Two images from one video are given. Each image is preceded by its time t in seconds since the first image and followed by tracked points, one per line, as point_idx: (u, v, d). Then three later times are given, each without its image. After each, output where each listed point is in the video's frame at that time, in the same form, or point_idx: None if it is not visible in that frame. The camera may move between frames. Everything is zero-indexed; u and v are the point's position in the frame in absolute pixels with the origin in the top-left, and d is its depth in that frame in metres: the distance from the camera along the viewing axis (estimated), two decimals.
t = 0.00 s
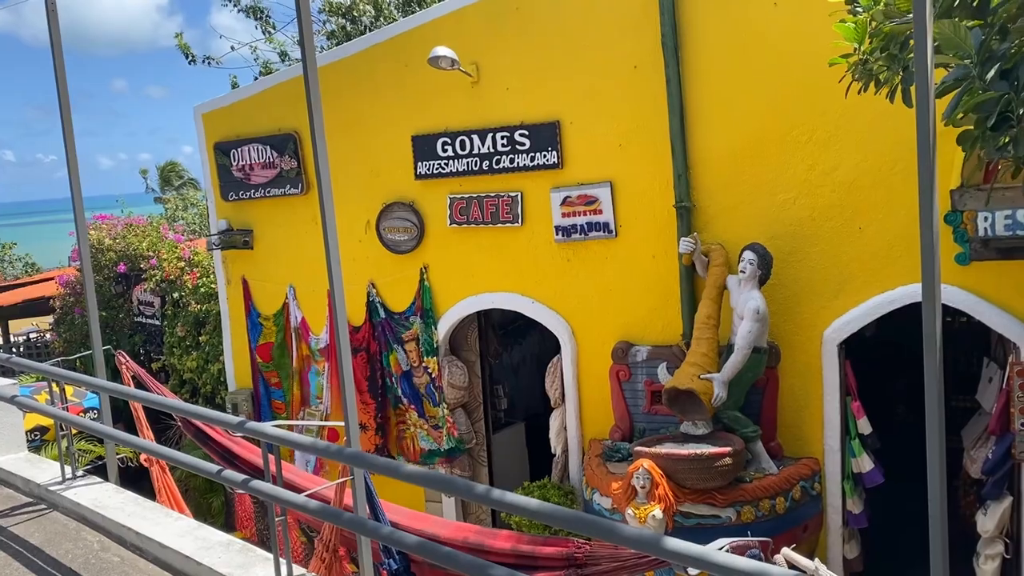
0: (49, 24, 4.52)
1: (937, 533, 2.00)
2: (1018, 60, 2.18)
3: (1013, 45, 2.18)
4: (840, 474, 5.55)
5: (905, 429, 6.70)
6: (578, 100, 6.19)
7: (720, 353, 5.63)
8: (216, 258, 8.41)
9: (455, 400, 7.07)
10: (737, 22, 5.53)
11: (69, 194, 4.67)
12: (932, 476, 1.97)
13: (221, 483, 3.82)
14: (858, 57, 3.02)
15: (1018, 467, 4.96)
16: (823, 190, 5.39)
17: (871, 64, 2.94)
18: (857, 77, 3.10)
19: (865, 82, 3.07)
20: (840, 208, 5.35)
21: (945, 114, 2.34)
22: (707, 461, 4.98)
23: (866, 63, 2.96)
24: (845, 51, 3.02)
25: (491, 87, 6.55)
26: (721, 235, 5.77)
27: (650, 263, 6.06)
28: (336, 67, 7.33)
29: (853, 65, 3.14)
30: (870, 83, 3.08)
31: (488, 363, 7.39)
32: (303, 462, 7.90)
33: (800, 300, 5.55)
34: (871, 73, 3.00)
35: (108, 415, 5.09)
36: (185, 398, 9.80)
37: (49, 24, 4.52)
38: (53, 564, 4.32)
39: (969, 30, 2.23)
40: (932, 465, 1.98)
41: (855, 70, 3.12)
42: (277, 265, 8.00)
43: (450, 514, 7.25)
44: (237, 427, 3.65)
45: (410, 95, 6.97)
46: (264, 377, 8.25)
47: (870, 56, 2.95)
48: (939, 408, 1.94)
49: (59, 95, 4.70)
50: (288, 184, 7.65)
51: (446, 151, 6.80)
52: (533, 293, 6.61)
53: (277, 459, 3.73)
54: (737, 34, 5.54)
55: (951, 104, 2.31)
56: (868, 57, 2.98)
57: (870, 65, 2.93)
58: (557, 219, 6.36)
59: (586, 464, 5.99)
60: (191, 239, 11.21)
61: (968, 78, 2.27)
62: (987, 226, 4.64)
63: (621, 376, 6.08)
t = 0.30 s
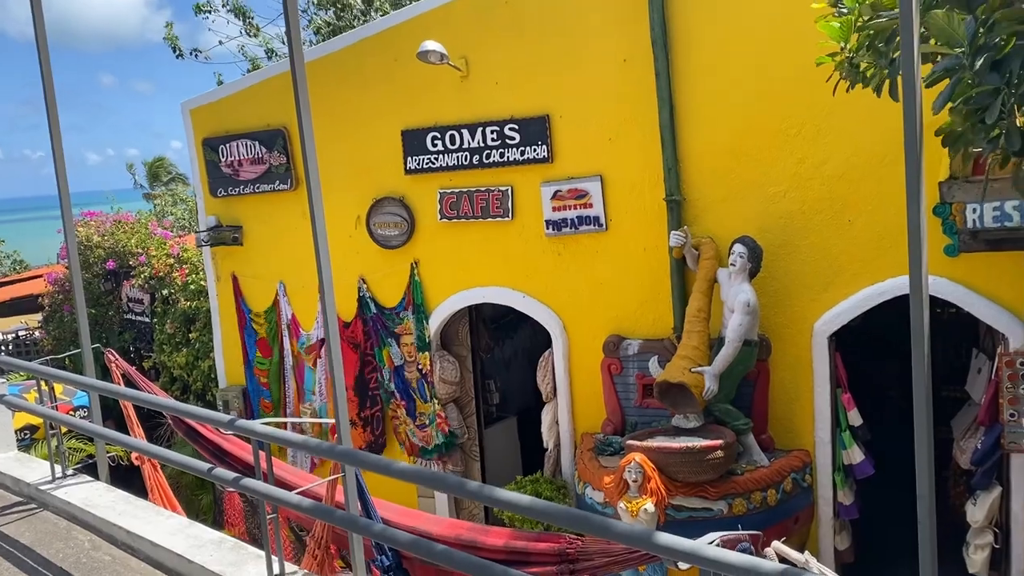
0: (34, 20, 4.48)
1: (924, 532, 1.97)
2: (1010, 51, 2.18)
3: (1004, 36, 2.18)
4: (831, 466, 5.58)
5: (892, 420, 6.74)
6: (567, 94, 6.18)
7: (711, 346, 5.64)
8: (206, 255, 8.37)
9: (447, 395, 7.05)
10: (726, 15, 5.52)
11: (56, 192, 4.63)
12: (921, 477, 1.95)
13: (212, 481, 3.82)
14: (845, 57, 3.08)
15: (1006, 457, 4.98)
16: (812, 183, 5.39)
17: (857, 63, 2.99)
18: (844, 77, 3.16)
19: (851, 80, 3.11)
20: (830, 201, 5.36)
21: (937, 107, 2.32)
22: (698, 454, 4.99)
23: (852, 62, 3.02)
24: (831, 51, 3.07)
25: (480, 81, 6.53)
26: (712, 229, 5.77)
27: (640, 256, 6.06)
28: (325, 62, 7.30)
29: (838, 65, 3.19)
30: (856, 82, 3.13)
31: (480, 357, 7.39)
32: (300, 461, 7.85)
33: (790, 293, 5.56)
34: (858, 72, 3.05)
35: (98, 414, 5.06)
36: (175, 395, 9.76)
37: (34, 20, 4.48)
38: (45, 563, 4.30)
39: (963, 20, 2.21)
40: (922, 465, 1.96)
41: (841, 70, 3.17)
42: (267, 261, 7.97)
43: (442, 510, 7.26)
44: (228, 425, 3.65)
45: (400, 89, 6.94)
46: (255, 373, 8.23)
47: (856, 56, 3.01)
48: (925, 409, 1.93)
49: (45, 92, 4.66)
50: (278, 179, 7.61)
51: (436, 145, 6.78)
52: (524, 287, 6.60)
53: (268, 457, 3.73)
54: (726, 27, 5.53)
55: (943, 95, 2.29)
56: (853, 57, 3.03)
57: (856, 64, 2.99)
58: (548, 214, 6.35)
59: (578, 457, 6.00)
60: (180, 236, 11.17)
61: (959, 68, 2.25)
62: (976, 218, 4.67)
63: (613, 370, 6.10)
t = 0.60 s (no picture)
0: (18, 12, 4.43)
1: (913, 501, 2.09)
2: (994, 45, 2.18)
3: (989, 30, 2.19)
4: (821, 453, 5.61)
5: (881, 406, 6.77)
6: (557, 84, 6.17)
7: (701, 334, 5.66)
8: (195, 247, 8.33)
9: (439, 386, 7.07)
10: (715, 3, 5.50)
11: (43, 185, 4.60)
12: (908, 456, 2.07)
13: (203, 474, 3.82)
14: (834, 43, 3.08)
15: (994, 442, 5.03)
16: (802, 171, 5.40)
17: (845, 50, 2.99)
18: (833, 64, 3.17)
19: (840, 67, 3.12)
20: (819, 188, 5.37)
21: (923, 101, 2.34)
22: (689, 442, 5.02)
23: (841, 48, 3.02)
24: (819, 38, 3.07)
25: (470, 71, 6.50)
26: (701, 217, 5.77)
27: (631, 246, 6.06)
28: (314, 52, 7.25)
29: (828, 52, 3.19)
30: (845, 68, 3.14)
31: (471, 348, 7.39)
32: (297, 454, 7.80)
33: (780, 281, 5.57)
34: (847, 59, 3.05)
35: (88, 408, 5.04)
36: (166, 388, 9.73)
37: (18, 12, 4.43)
38: (36, 558, 4.30)
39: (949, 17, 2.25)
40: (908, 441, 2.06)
41: (830, 56, 3.18)
42: (256, 253, 7.94)
43: (434, 500, 7.27)
44: (218, 418, 3.64)
45: (389, 79, 6.91)
46: (246, 365, 8.21)
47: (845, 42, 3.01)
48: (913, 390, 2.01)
49: (30, 85, 4.62)
50: (266, 171, 7.57)
51: (425, 136, 6.75)
52: (515, 277, 6.60)
53: (259, 449, 3.73)
54: (715, 15, 5.52)
55: (929, 89, 2.30)
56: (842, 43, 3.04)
57: (844, 50, 2.99)
58: (538, 203, 6.34)
59: (570, 447, 6.01)
60: (169, 228, 11.12)
61: (945, 62, 2.26)
62: (964, 205, 4.71)
63: (604, 359, 6.10)
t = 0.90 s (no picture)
0: None
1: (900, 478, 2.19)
2: (982, 28, 2.17)
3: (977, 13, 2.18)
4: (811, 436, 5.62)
5: (870, 389, 6.80)
6: (547, 69, 6.14)
7: (692, 319, 5.68)
8: (185, 234, 8.29)
9: (431, 371, 7.08)
10: None
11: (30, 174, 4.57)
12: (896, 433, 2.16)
13: (195, 462, 3.84)
14: (822, 26, 3.06)
15: (982, 423, 5.06)
16: (792, 155, 5.40)
17: (834, 32, 2.98)
18: (822, 47, 3.15)
19: (828, 50, 3.10)
20: (810, 172, 5.37)
21: (911, 85, 2.33)
22: (680, 426, 5.04)
23: (829, 31, 3.01)
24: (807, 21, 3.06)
25: (459, 56, 6.47)
26: (692, 201, 5.77)
27: (621, 231, 6.06)
28: (302, 38, 7.20)
29: (816, 35, 3.17)
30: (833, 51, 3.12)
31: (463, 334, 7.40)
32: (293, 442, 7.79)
33: (771, 265, 5.58)
34: (835, 42, 3.03)
35: (79, 398, 5.03)
36: (158, 376, 9.70)
37: None
38: (29, 547, 4.31)
39: None
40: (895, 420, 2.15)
41: (818, 39, 3.16)
42: (246, 241, 7.92)
43: (427, 486, 7.29)
44: (210, 406, 3.66)
45: (378, 65, 6.87)
46: (238, 353, 8.20)
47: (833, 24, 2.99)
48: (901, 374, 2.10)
49: (15, 73, 4.58)
50: (256, 158, 7.53)
51: (415, 121, 6.72)
52: (506, 263, 6.60)
53: (251, 437, 3.74)
54: None
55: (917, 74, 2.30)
56: (831, 25, 3.02)
57: (834, 33, 2.98)
58: (529, 188, 6.33)
59: (562, 431, 6.04)
60: (159, 216, 11.08)
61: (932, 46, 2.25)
62: (953, 187, 4.73)
63: (595, 344, 6.12)
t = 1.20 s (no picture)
0: None
1: (893, 453, 2.24)
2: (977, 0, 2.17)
3: None
4: (805, 410, 5.67)
5: (862, 364, 6.83)
6: (539, 45, 6.10)
7: (686, 295, 5.69)
8: (177, 214, 8.25)
9: (425, 350, 7.09)
10: None
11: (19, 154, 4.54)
12: (891, 408, 2.19)
13: (192, 441, 3.85)
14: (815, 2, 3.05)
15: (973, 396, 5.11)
16: (785, 131, 5.40)
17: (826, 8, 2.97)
18: (814, 23, 3.14)
19: (821, 27, 3.09)
20: (803, 147, 5.37)
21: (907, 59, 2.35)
22: (675, 401, 5.07)
23: (821, 7, 3.00)
24: None
25: (451, 33, 6.42)
26: (685, 178, 5.77)
27: (615, 207, 6.06)
28: (292, 15, 7.13)
29: (808, 11, 3.16)
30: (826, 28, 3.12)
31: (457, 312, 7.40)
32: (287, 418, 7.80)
33: (764, 240, 5.59)
34: (827, 18, 3.03)
35: (73, 378, 5.02)
36: (152, 357, 9.69)
37: None
38: (26, 527, 4.33)
39: None
40: (890, 395, 2.19)
41: (810, 15, 3.15)
42: (238, 220, 7.88)
43: (423, 463, 7.34)
44: (206, 385, 3.68)
45: (369, 42, 6.81)
46: (232, 333, 8.19)
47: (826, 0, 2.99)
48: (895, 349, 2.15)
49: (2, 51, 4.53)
50: (247, 137, 7.48)
51: (407, 99, 6.68)
52: (499, 241, 6.59)
53: (247, 415, 3.75)
54: None
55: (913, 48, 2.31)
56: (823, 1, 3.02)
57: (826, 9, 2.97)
58: (522, 166, 6.31)
59: (557, 408, 6.07)
60: (149, 197, 11.02)
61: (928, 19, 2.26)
62: (946, 161, 4.75)
63: (590, 321, 6.13)
